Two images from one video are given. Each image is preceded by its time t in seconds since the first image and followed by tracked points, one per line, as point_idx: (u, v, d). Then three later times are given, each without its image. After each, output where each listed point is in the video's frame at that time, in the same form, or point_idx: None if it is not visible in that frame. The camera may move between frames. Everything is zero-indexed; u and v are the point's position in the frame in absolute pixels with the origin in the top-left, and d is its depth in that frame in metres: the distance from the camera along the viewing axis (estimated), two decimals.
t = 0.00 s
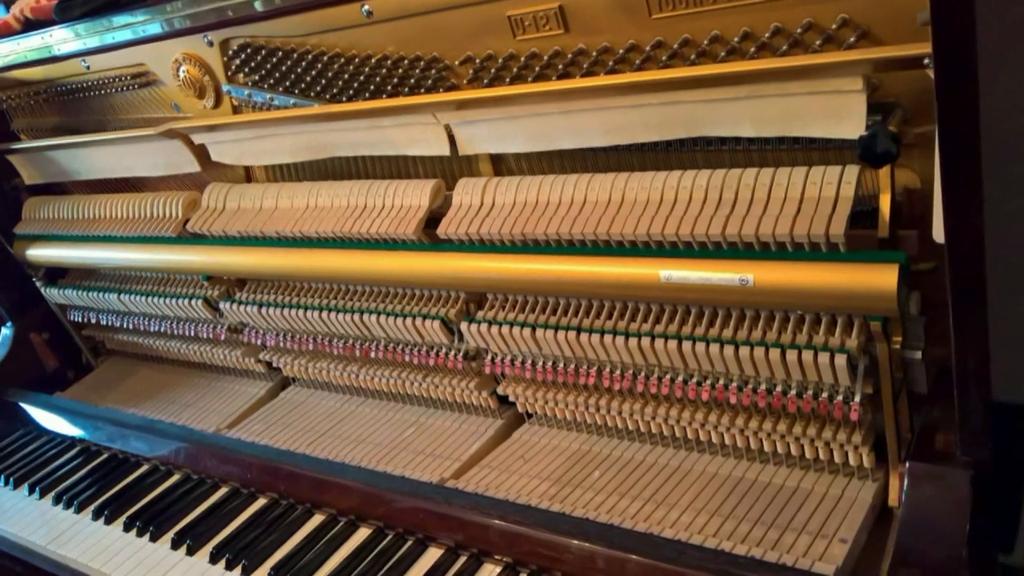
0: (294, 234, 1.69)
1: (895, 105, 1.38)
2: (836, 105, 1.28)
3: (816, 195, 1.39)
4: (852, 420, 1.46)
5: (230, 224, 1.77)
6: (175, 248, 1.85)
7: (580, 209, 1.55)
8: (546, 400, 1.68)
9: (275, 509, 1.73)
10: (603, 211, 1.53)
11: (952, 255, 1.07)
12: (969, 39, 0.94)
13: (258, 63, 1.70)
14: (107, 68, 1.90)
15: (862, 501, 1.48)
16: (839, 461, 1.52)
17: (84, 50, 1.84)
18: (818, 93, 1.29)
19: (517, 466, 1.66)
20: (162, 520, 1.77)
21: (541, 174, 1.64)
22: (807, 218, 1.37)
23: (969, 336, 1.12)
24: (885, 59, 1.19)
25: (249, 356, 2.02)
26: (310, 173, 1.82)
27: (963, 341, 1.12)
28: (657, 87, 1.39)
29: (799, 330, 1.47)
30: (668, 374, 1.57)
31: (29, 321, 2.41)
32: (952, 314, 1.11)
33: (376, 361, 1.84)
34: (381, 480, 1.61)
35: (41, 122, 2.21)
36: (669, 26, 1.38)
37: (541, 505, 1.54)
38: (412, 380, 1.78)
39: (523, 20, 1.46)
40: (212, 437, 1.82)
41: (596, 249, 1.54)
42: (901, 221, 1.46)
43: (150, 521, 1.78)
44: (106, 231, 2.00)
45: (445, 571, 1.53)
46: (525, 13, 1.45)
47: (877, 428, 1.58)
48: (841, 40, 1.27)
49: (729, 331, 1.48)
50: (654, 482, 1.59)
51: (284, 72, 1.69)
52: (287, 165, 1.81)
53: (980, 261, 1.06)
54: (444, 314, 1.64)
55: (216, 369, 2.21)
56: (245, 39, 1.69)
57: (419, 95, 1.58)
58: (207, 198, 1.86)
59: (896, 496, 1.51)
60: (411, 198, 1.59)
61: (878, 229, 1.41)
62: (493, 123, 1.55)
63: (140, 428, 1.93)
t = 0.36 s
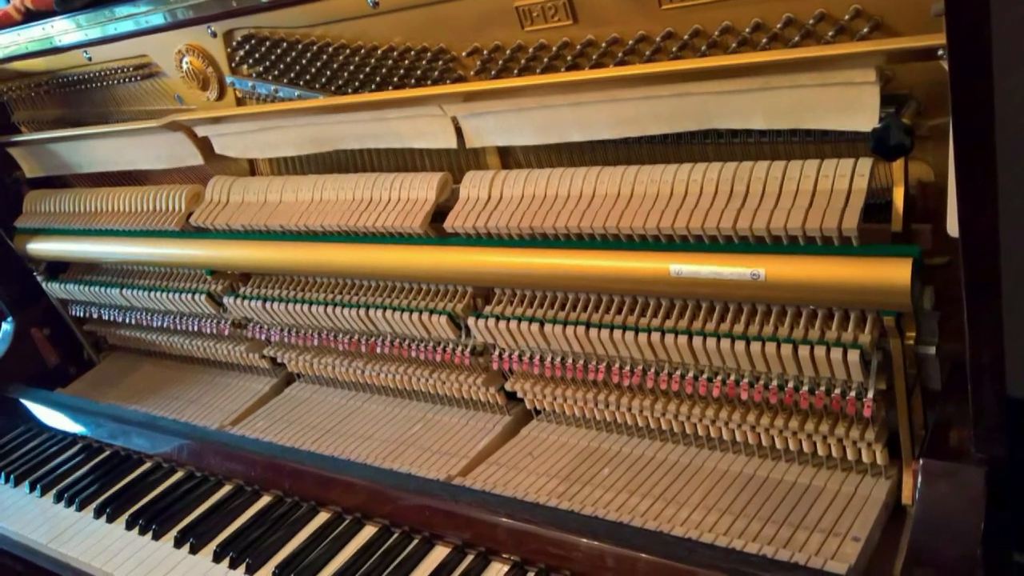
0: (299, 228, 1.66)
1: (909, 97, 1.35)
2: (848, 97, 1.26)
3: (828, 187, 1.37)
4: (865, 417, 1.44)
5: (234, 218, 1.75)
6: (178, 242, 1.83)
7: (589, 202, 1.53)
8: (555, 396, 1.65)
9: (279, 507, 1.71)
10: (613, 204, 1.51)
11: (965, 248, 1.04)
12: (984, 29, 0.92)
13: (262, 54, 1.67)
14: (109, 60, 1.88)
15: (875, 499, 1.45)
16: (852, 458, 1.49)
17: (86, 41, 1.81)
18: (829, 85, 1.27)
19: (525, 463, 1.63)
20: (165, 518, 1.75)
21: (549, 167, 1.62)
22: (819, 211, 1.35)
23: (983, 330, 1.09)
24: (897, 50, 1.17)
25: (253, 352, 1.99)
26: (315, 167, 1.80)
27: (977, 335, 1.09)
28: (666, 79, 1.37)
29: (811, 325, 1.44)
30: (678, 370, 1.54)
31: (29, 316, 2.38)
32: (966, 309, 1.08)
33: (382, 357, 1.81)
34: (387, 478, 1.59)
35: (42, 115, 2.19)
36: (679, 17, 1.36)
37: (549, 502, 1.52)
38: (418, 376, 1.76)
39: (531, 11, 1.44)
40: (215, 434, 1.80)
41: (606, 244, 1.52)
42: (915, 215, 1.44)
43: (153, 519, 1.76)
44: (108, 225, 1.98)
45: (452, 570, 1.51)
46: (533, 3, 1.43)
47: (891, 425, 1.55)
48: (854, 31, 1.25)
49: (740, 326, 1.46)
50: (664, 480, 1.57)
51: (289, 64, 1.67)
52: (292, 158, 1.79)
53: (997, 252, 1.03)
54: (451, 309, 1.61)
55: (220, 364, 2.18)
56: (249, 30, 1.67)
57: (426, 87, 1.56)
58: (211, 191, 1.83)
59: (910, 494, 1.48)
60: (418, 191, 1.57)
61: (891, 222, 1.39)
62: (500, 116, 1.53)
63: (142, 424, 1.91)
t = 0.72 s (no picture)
0: (304, 220, 1.63)
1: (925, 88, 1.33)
2: (862, 88, 1.23)
3: (843, 179, 1.34)
4: (881, 413, 1.41)
5: (239, 210, 1.72)
6: (182, 235, 1.80)
7: (599, 194, 1.50)
8: (565, 391, 1.63)
9: (284, 504, 1.68)
10: (624, 196, 1.49)
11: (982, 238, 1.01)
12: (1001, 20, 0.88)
13: (268, 44, 1.65)
14: (111, 50, 1.86)
15: (891, 496, 1.43)
16: (867, 455, 1.47)
17: (88, 31, 1.79)
18: (846, 75, 1.24)
19: (535, 460, 1.60)
20: (169, 515, 1.72)
21: (559, 159, 1.59)
22: (833, 204, 1.32)
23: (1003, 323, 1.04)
24: (914, 39, 1.14)
25: (258, 346, 1.96)
26: (321, 159, 1.77)
27: (994, 329, 1.05)
28: (678, 69, 1.34)
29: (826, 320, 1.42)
30: (690, 365, 1.52)
31: (29, 311, 2.36)
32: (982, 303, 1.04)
33: (389, 351, 1.78)
34: (394, 474, 1.56)
35: (44, 105, 2.16)
36: (692, 6, 1.33)
37: (559, 500, 1.49)
38: (426, 371, 1.73)
39: None
40: (219, 430, 1.77)
41: (617, 237, 1.49)
42: (932, 207, 1.41)
43: (156, 516, 1.73)
44: (111, 217, 1.95)
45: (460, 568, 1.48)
46: None
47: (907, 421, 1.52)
48: (869, 20, 1.23)
49: (754, 321, 1.43)
50: (676, 476, 1.54)
51: (295, 54, 1.64)
52: (298, 149, 1.76)
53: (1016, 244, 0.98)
54: (460, 303, 1.59)
55: (224, 359, 2.16)
56: (254, 19, 1.64)
57: (433, 77, 1.53)
58: (215, 183, 1.80)
59: (926, 492, 1.45)
60: (426, 183, 1.54)
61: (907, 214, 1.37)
62: (510, 106, 1.51)
63: (145, 420, 1.88)
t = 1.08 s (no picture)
0: (311, 212, 1.60)
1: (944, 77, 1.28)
2: (880, 76, 1.20)
3: (860, 170, 1.31)
4: (898, 408, 1.38)
5: (244, 201, 1.68)
6: (185, 226, 1.77)
7: (612, 185, 1.48)
8: (576, 386, 1.59)
9: (291, 501, 1.65)
10: (637, 187, 1.46)
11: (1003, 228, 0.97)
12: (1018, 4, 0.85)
13: (274, 32, 1.62)
14: (113, 38, 1.83)
15: (909, 493, 1.40)
16: (885, 451, 1.44)
17: (91, 19, 1.76)
18: (861, 64, 1.21)
19: (546, 456, 1.57)
20: (173, 512, 1.69)
21: (571, 149, 1.56)
22: (849, 196, 1.29)
23: None
24: (934, 27, 1.11)
25: (264, 341, 1.94)
26: (328, 149, 1.74)
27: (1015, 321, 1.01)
28: (692, 58, 1.32)
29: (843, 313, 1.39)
30: (704, 359, 1.49)
31: (30, 303, 2.32)
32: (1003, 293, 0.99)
33: (397, 345, 1.75)
34: (402, 470, 1.53)
35: (45, 95, 2.12)
36: None
37: (570, 496, 1.46)
38: (434, 366, 1.69)
39: None
40: (224, 426, 1.74)
41: (630, 229, 1.46)
42: (950, 198, 1.35)
43: (160, 513, 1.70)
44: (113, 209, 1.91)
45: (470, 566, 1.45)
46: None
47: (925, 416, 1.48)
48: (887, 7, 1.20)
49: (770, 314, 1.40)
50: (690, 473, 1.51)
51: (301, 42, 1.61)
52: (304, 139, 1.72)
53: None
54: (469, 296, 1.55)
55: (228, 354, 2.12)
56: (260, 6, 1.61)
57: (442, 65, 1.49)
58: (219, 173, 1.77)
59: (944, 489, 1.42)
60: (434, 174, 1.51)
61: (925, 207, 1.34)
62: (521, 96, 1.48)
63: (149, 416, 1.85)
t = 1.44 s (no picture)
0: (318, 202, 1.57)
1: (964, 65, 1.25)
2: (901, 62, 1.17)
3: (878, 159, 1.28)
4: (919, 403, 1.35)
5: (250, 191, 1.65)
6: (190, 218, 1.73)
7: (625, 175, 1.44)
8: (589, 380, 1.56)
9: (298, 498, 1.62)
10: (651, 177, 1.43)
11: None
12: None
13: (280, 18, 1.58)
14: (117, 25, 1.80)
15: (929, 490, 1.36)
16: (904, 447, 1.40)
17: (93, 5, 1.74)
18: (882, 51, 1.18)
19: (559, 451, 1.54)
20: (178, 510, 1.66)
21: (584, 139, 1.53)
22: (868, 186, 1.26)
23: None
24: (956, 13, 1.08)
25: (270, 334, 1.89)
26: (336, 138, 1.70)
27: None
28: (708, 45, 1.28)
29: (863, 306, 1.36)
30: (721, 353, 1.46)
31: (32, 295, 2.30)
32: None
33: (406, 339, 1.71)
34: (411, 466, 1.50)
35: (47, 83, 2.09)
36: None
37: (584, 493, 1.43)
38: (444, 360, 1.65)
39: None
40: (230, 421, 1.70)
41: (644, 220, 1.43)
42: (973, 188, 1.32)
43: (165, 510, 1.67)
44: (117, 199, 1.88)
45: (481, 565, 1.42)
46: None
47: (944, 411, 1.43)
48: None
49: (788, 307, 1.37)
50: (706, 469, 1.48)
51: (308, 29, 1.58)
52: (312, 129, 1.69)
53: None
54: (480, 289, 1.52)
55: (233, 347, 2.09)
56: None
57: (453, 53, 1.45)
58: (225, 163, 1.74)
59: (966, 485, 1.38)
60: (444, 164, 1.48)
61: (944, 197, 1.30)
62: (533, 84, 1.44)
63: (152, 411, 1.82)
